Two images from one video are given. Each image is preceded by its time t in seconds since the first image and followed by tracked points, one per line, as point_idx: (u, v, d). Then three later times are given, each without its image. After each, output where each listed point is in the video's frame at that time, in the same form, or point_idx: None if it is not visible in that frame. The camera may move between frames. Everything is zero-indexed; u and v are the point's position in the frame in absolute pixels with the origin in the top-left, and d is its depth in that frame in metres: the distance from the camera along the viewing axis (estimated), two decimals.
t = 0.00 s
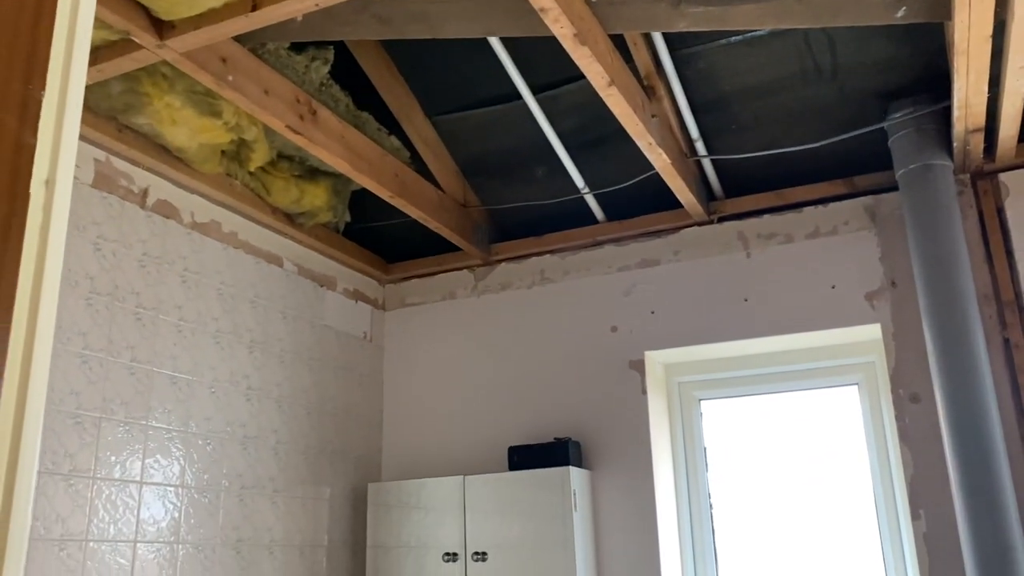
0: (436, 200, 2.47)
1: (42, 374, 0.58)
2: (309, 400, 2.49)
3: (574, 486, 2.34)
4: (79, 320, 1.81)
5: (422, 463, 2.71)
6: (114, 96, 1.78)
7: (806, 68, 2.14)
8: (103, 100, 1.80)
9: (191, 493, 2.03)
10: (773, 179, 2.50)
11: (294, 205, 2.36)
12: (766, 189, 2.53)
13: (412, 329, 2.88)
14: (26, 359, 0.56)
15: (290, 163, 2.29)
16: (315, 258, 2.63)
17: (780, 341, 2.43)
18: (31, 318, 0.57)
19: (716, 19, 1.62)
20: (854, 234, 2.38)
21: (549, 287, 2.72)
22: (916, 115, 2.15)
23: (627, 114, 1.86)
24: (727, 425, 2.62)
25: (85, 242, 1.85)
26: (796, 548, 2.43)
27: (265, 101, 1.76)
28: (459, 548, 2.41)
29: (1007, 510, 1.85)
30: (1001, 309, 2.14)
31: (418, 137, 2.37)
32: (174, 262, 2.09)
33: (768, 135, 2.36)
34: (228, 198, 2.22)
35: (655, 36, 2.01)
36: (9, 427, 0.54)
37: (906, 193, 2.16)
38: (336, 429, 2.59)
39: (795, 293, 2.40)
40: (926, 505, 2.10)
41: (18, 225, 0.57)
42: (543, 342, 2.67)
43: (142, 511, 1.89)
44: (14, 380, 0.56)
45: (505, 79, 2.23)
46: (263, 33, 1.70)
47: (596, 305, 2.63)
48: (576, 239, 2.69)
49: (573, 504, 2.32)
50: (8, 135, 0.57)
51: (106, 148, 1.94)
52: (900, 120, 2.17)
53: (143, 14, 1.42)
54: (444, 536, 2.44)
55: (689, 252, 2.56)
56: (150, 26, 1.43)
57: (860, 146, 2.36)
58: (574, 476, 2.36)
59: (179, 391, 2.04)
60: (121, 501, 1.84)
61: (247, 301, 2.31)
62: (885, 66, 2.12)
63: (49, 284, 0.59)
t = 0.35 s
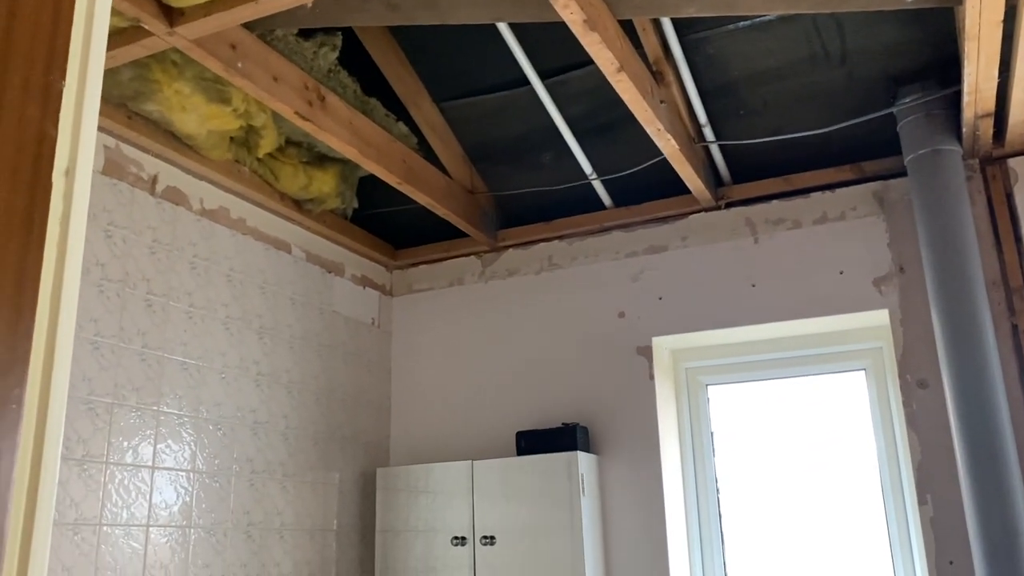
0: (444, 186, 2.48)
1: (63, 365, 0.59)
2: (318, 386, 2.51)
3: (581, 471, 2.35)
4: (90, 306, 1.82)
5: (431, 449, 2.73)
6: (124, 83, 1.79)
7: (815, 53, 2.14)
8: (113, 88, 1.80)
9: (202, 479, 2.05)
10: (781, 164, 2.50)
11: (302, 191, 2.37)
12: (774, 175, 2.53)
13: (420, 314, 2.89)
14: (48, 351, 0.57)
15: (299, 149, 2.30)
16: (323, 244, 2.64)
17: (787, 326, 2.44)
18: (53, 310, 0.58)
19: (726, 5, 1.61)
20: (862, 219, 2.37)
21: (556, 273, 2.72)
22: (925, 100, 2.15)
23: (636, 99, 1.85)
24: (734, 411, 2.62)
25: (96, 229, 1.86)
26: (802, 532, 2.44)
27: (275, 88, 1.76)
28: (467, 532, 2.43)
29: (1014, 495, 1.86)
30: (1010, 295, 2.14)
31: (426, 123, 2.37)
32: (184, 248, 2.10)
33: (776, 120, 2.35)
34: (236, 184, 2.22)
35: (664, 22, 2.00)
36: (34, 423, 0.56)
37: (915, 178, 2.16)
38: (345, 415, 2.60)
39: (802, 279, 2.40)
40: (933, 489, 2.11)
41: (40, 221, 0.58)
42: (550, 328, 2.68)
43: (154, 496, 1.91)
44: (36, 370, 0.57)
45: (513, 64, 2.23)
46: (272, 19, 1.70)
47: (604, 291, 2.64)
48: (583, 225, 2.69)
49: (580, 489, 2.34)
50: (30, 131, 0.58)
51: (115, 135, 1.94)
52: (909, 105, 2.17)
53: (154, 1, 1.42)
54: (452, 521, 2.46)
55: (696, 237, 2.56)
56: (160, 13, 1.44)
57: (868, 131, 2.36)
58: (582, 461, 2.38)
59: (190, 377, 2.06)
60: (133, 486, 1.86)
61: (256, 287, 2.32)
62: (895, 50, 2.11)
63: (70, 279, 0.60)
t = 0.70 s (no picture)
0: (446, 173, 2.47)
1: (70, 346, 0.58)
2: (321, 373, 2.50)
3: (584, 458, 2.35)
4: (93, 292, 1.82)
5: (433, 437, 2.73)
6: (125, 67, 1.78)
7: (819, 39, 2.13)
8: (114, 72, 1.79)
9: (205, 466, 2.05)
10: (785, 152, 2.49)
11: (304, 178, 2.36)
12: (777, 162, 2.52)
13: (422, 302, 2.88)
14: (54, 331, 0.57)
15: (301, 136, 2.30)
16: (325, 231, 2.63)
17: (790, 314, 2.43)
18: (59, 290, 0.57)
19: None
20: (866, 207, 2.37)
21: (559, 261, 2.72)
22: (930, 86, 2.13)
23: (640, 85, 1.84)
24: (737, 399, 2.62)
25: (98, 215, 1.86)
26: (804, 519, 2.44)
27: (277, 73, 1.76)
28: (470, 520, 2.43)
29: (1017, 482, 1.86)
30: (1014, 282, 2.14)
31: (428, 110, 2.37)
32: (186, 235, 2.09)
33: (780, 108, 2.34)
34: (238, 171, 2.22)
35: (668, 7, 1.99)
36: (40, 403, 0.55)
37: (920, 165, 2.15)
38: (347, 402, 2.60)
39: (806, 267, 2.39)
40: (936, 477, 2.11)
41: (44, 199, 0.57)
42: (552, 316, 2.67)
43: (156, 482, 1.91)
44: (43, 351, 0.56)
45: (517, 51, 2.22)
46: (275, 3, 1.69)
47: (606, 279, 2.63)
48: (586, 213, 2.69)
49: (583, 477, 2.34)
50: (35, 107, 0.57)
51: (117, 120, 1.93)
52: (913, 91, 2.15)
53: None
54: (454, 509, 2.46)
55: (699, 225, 2.56)
56: None
57: (873, 118, 2.34)
58: (584, 449, 2.38)
59: (192, 363, 2.06)
60: (135, 472, 1.86)
61: (258, 274, 2.31)
62: (900, 37, 2.10)
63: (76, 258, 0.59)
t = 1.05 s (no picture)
0: (448, 165, 2.45)
1: (80, 347, 0.57)
2: (321, 366, 2.49)
3: (585, 452, 2.34)
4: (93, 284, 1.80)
5: (433, 430, 2.72)
6: (126, 56, 1.76)
7: (824, 32, 2.11)
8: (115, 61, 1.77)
9: (205, 459, 2.03)
10: (788, 145, 2.48)
11: (305, 169, 2.34)
12: (781, 155, 2.51)
13: (422, 295, 2.87)
14: (65, 333, 0.55)
15: (302, 127, 2.28)
16: (325, 223, 2.61)
17: (793, 308, 2.43)
18: (69, 291, 0.56)
19: None
20: (870, 200, 2.36)
21: (560, 254, 2.71)
22: (935, 80, 2.12)
23: (646, 77, 1.83)
24: (738, 393, 2.62)
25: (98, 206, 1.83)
26: (805, 512, 2.44)
27: (280, 63, 1.74)
28: (471, 514, 2.42)
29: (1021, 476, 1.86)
30: (1018, 276, 2.13)
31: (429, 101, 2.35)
32: (186, 227, 2.07)
33: (784, 100, 2.33)
34: (239, 162, 2.20)
35: None
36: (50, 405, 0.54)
37: (924, 159, 2.14)
38: (347, 395, 2.59)
39: (809, 260, 2.39)
40: (939, 471, 2.10)
41: (57, 195, 0.55)
42: (554, 309, 2.66)
43: (157, 475, 1.90)
44: (53, 354, 0.54)
45: (520, 42, 2.20)
46: None
47: (608, 272, 2.62)
48: (587, 205, 2.67)
49: (585, 471, 2.33)
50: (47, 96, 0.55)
51: (116, 110, 1.91)
52: (918, 85, 2.14)
53: None
54: (455, 502, 2.45)
55: (702, 218, 2.54)
56: None
57: (877, 111, 2.33)
58: (587, 442, 2.37)
59: (193, 356, 2.04)
60: (136, 465, 1.84)
61: (259, 266, 2.30)
62: (905, 30, 2.09)
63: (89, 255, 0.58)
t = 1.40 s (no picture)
0: (446, 153, 2.42)
1: (83, 357, 0.54)
2: (316, 355, 2.46)
3: (583, 443, 2.33)
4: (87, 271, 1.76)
5: (428, 421, 2.70)
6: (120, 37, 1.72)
7: (827, 20, 2.10)
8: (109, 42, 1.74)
9: (200, 449, 2.01)
10: (789, 134, 2.46)
11: (300, 156, 2.31)
12: (781, 145, 2.49)
13: (418, 283, 2.84)
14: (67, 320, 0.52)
15: (297, 112, 2.25)
16: (320, 211, 2.58)
17: (792, 299, 2.41)
18: (71, 297, 0.53)
19: None
20: (871, 191, 2.35)
21: (558, 243, 2.68)
22: (937, 70, 2.11)
23: (649, 64, 1.81)
24: (736, 384, 2.60)
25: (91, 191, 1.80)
26: (803, 503, 2.44)
27: (278, 46, 1.70)
28: (468, 505, 2.40)
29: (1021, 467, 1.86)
30: (1018, 268, 2.13)
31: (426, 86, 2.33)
32: (181, 213, 2.03)
33: (785, 90, 2.32)
34: (233, 147, 2.17)
35: None
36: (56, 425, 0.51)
37: (926, 149, 2.13)
38: (342, 385, 2.56)
39: (809, 251, 2.37)
40: (938, 463, 2.10)
41: (60, 199, 0.52)
42: (551, 298, 2.64)
43: (151, 465, 1.87)
44: (55, 365, 0.52)
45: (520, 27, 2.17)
46: None
47: (606, 262, 2.60)
48: (586, 194, 2.65)
49: (582, 461, 2.32)
50: (47, 94, 0.52)
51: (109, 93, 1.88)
52: (920, 75, 2.13)
53: None
54: (451, 493, 2.43)
55: (701, 208, 2.53)
56: None
57: (878, 101, 2.32)
58: (585, 433, 2.36)
59: (187, 345, 2.01)
60: (129, 455, 1.81)
61: (253, 254, 2.27)
62: (909, 19, 2.08)
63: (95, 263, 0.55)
